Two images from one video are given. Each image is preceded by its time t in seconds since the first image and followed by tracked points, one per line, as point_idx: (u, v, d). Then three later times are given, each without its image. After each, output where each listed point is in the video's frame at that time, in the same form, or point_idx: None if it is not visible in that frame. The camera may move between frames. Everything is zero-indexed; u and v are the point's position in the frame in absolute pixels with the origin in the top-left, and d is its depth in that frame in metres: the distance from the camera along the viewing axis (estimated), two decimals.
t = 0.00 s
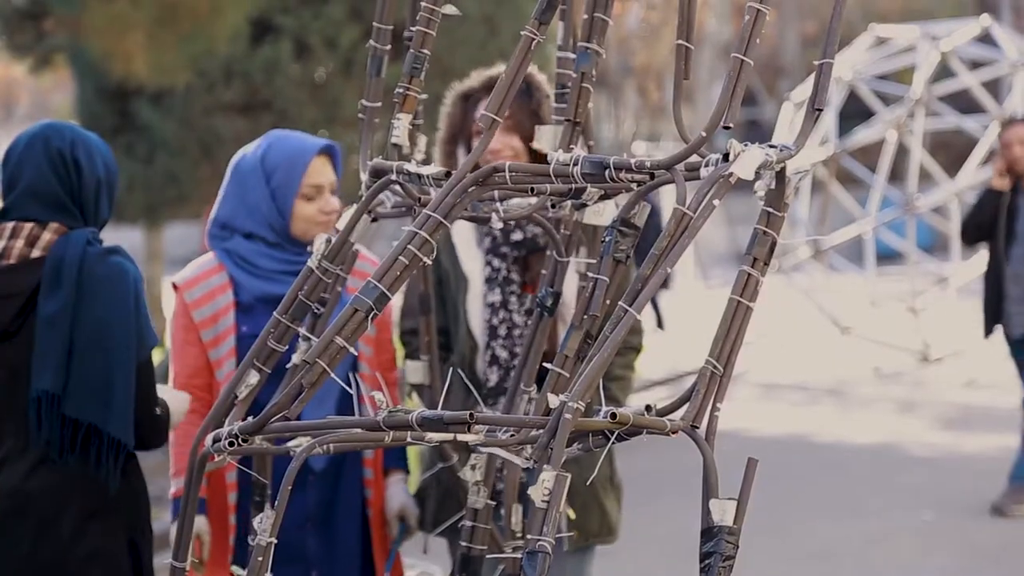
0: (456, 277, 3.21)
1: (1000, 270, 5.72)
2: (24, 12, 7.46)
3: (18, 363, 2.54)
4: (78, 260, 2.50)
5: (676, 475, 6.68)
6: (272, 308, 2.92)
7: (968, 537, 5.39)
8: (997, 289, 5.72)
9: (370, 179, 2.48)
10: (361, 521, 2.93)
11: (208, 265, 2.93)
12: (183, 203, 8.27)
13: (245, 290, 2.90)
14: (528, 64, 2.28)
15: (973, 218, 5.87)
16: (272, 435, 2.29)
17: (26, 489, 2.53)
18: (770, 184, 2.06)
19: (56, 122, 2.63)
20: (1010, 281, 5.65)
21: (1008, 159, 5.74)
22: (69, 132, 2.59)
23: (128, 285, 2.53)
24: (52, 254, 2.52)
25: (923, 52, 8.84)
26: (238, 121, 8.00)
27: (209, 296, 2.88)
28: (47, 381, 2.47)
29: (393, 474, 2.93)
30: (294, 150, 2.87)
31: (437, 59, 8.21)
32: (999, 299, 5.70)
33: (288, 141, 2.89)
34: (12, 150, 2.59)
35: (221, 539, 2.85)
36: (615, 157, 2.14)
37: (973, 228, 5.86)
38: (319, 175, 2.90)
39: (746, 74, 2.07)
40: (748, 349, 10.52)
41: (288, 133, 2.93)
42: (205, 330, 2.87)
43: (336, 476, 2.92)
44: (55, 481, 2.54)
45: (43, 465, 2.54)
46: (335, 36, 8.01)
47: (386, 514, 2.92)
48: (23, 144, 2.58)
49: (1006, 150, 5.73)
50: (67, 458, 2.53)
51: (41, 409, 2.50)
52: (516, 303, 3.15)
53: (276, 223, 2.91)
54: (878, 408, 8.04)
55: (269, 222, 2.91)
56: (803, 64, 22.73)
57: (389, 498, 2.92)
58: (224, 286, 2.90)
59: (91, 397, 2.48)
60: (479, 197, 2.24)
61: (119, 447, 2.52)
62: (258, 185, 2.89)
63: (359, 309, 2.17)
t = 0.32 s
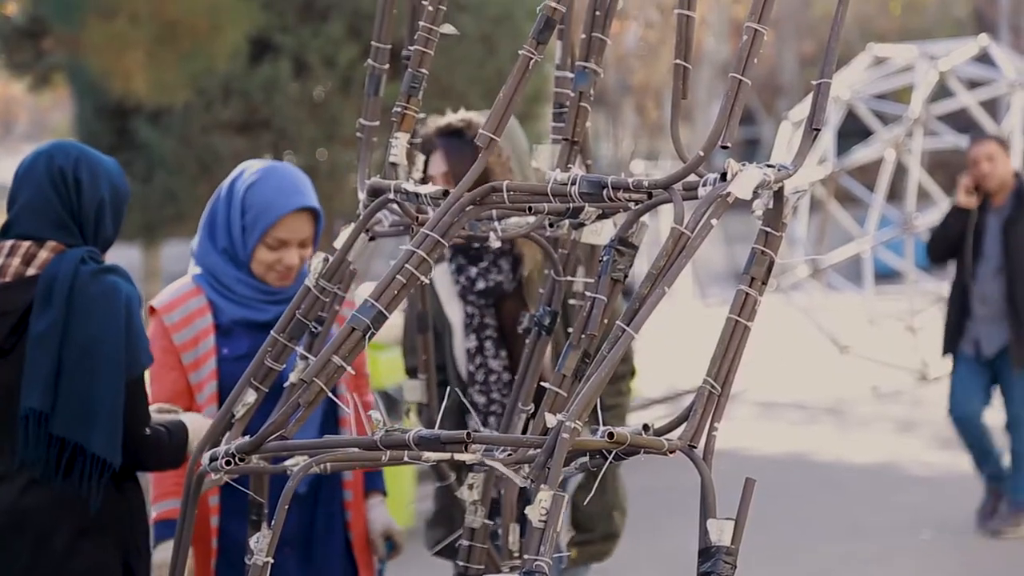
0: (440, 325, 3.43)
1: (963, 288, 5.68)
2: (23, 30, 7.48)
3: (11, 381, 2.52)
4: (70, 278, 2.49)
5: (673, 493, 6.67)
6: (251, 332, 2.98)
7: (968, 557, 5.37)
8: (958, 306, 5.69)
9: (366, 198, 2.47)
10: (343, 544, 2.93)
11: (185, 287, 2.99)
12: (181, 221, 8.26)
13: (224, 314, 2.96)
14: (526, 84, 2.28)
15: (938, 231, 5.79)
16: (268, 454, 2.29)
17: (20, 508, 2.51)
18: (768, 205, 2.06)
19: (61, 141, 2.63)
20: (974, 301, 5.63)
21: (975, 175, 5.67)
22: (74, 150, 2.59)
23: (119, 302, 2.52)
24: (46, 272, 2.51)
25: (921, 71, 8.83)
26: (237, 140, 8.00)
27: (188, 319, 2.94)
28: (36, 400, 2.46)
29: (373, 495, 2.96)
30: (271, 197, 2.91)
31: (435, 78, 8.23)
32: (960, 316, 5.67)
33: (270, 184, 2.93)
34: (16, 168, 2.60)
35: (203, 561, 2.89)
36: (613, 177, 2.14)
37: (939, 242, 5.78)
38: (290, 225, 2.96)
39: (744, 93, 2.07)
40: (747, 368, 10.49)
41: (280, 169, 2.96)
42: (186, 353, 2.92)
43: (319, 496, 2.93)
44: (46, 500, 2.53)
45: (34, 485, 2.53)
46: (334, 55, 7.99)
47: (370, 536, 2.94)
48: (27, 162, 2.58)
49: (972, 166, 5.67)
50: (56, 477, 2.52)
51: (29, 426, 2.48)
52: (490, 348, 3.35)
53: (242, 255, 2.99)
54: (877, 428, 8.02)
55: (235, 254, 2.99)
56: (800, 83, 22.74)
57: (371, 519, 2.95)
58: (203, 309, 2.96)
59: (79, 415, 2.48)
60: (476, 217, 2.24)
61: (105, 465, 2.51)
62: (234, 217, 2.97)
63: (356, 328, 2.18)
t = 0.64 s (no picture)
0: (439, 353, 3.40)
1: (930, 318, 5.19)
2: (20, 48, 7.49)
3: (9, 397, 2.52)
4: (69, 295, 2.48)
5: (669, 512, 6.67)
6: (234, 355, 3.01)
7: None
8: (920, 337, 5.21)
9: (364, 219, 2.49)
10: (327, 567, 2.95)
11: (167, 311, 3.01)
12: (178, 240, 8.30)
13: (208, 337, 2.99)
14: (523, 103, 2.28)
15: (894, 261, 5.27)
16: (263, 474, 2.28)
17: (17, 525, 2.51)
18: (764, 224, 2.06)
19: (67, 159, 2.63)
20: (940, 334, 5.17)
21: (931, 205, 5.20)
22: (79, 169, 2.59)
23: (117, 318, 2.51)
24: (43, 290, 2.50)
25: (918, 91, 8.81)
26: (234, 158, 8.02)
27: (170, 342, 2.96)
28: (32, 416, 2.44)
29: (358, 519, 2.96)
30: (252, 228, 2.93)
31: (432, 97, 8.24)
32: (924, 348, 5.19)
33: (253, 212, 2.94)
34: (24, 184, 2.60)
35: None
36: (610, 197, 2.14)
37: (897, 274, 5.26)
38: (275, 255, 2.98)
39: (740, 114, 2.07)
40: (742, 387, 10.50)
41: (264, 195, 2.98)
42: (169, 376, 2.92)
43: (309, 526, 2.99)
44: (44, 518, 2.52)
45: (32, 501, 2.52)
46: (332, 73, 7.87)
47: (354, 559, 2.95)
48: (33, 180, 2.58)
49: (929, 195, 5.20)
50: (53, 493, 2.51)
51: (26, 442, 2.47)
52: (469, 389, 3.28)
53: (224, 280, 3.02)
54: (873, 448, 8.02)
55: (222, 280, 3.02)
56: (796, 103, 22.78)
57: (355, 544, 2.95)
58: (185, 333, 2.98)
59: (75, 431, 2.46)
60: (473, 237, 2.24)
61: (100, 482, 2.49)
62: (218, 243, 2.99)
63: (353, 347, 2.19)
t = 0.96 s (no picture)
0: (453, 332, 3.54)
1: (883, 344, 4.79)
2: (14, 75, 7.50)
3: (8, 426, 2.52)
4: (67, 322, 2.49)
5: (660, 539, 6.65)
6: (225, 384, 3.01)
7: None
8: (868, 366, 4.80)
9: (356, 247, 2.49)
10: None
11: (156, 340, 3.01)
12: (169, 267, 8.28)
13: (197, 366, 2.98)
14: (515, 131, 2.29)
15: (842, 290, 4.88)
16: (254, 503, 2.28)
17: (11, 552, 2.51)
18: (756, 252, 2.06)
19: (59, 187, 2.62)
20: (892, 360, 4.77)
21: (878, 230, 4.84)
22: (71, 197, 2.58)
23: (116, 345, 2.52)
24: (41, 316, 2.51)
25: (909, 119, 8.83)
26: (225, 185, 8.02)
27: (160, 371, 2.96)
28: (32, 443, 2.46)
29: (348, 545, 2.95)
30: (238, 255, 2.92)
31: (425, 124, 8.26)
32: (874, 376, 4.78)
33: (239, 240, 2.94)
34: (16, 211, 2.59)
35: None
36: (601, 226, 2.15)
37: (845, 300, 4.86)
38: (261, 283, 2.96)
39: (732, 143, 2.08)
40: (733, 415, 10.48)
41: (250, 222, 2.97)
42: (159, 406, 2.93)
43: (300, 555, 2.98)
44: (41, 545, 2.52)
45: (31, 528, 2.53)
46: (324, 100, 7.93)
47: None
48: (25, 206, 2.57)
49: (876, 221, 4.83)
50: (54, 521, 2.52)
51: (26, 470, 2.49)
52: (466, 381, 3.43)
53: (209, 309, 3.00)
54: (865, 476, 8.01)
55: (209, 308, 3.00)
56: (788, 131, 22.83)
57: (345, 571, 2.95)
58: (174, 362, 2.98)
59: (76, 458, 2.48)
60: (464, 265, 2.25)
61: (103, 509, 2.51)
62: (204, 271, 2.97)
63: (344, 375, 2.19)
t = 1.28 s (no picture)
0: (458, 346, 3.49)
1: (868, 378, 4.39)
2: (8, 101, 7.50)
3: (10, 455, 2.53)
4: (67, 350, 2.49)
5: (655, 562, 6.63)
6: (218, 411, 3.00)
7: None
8: (853, 400, 4.38)
9: (351, 273, 2.50)
10: None
11: (149, 366, 3.01)
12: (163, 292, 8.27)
13: (189, 394, 2.98)
14: (510, 157, 2.30)
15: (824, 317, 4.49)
16: (250, 530, 2.28)
17: None
18: (750, 278, 2.06)
19: (42, 214, 2.62)
20: (877, 395, 4.38)
21: (868, 258, 4.46)
22: (52, 224, 2.58)
23: (118, 373, 2.52)
24: (40, 345, 2.51)
25: (902, 144, 8.84)
26: (220, 211, 8.02)
27: (153, 398, 2.96)
28: (35, 471, 2.46)
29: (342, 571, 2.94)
30: (234, 278, 2.94)
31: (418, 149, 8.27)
32: (857, 412, 4.38)
33: (233, 262, 2.95)
34: None
35: None
36: (596, 251, 2.16)
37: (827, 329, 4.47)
38: (258, 307, 2.98)
39: (726, 169, 2.10)
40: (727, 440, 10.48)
41: (240, 244, 2.99)
42: (152, 434, 2.93)
43: None
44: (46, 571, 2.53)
45: (33, 555, 2.53)
46: (318, 125, 7.96)
47: None
48: (6, 242, 2.58)
49: (868, 247, 4.44)
50: (57, 550, 2.52)
51: (29, 499, 2.48)
52: (472, 387, 3.36)
53: (205, 336, 3.00)
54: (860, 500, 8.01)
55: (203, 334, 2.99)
56: (781, 155, 22.84)
57: None
58: (167, 388, 2.98)
59: (81, 487, 2.48)
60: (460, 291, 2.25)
61: (109, 536, 2.52)
62: (198, 296, 2.98)
63: (340, 402, 2.20)
